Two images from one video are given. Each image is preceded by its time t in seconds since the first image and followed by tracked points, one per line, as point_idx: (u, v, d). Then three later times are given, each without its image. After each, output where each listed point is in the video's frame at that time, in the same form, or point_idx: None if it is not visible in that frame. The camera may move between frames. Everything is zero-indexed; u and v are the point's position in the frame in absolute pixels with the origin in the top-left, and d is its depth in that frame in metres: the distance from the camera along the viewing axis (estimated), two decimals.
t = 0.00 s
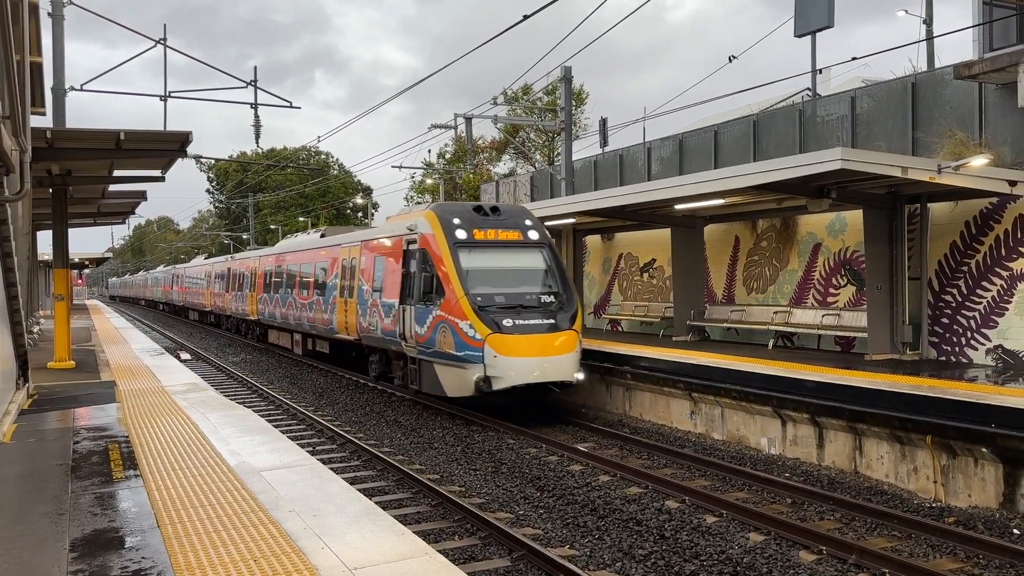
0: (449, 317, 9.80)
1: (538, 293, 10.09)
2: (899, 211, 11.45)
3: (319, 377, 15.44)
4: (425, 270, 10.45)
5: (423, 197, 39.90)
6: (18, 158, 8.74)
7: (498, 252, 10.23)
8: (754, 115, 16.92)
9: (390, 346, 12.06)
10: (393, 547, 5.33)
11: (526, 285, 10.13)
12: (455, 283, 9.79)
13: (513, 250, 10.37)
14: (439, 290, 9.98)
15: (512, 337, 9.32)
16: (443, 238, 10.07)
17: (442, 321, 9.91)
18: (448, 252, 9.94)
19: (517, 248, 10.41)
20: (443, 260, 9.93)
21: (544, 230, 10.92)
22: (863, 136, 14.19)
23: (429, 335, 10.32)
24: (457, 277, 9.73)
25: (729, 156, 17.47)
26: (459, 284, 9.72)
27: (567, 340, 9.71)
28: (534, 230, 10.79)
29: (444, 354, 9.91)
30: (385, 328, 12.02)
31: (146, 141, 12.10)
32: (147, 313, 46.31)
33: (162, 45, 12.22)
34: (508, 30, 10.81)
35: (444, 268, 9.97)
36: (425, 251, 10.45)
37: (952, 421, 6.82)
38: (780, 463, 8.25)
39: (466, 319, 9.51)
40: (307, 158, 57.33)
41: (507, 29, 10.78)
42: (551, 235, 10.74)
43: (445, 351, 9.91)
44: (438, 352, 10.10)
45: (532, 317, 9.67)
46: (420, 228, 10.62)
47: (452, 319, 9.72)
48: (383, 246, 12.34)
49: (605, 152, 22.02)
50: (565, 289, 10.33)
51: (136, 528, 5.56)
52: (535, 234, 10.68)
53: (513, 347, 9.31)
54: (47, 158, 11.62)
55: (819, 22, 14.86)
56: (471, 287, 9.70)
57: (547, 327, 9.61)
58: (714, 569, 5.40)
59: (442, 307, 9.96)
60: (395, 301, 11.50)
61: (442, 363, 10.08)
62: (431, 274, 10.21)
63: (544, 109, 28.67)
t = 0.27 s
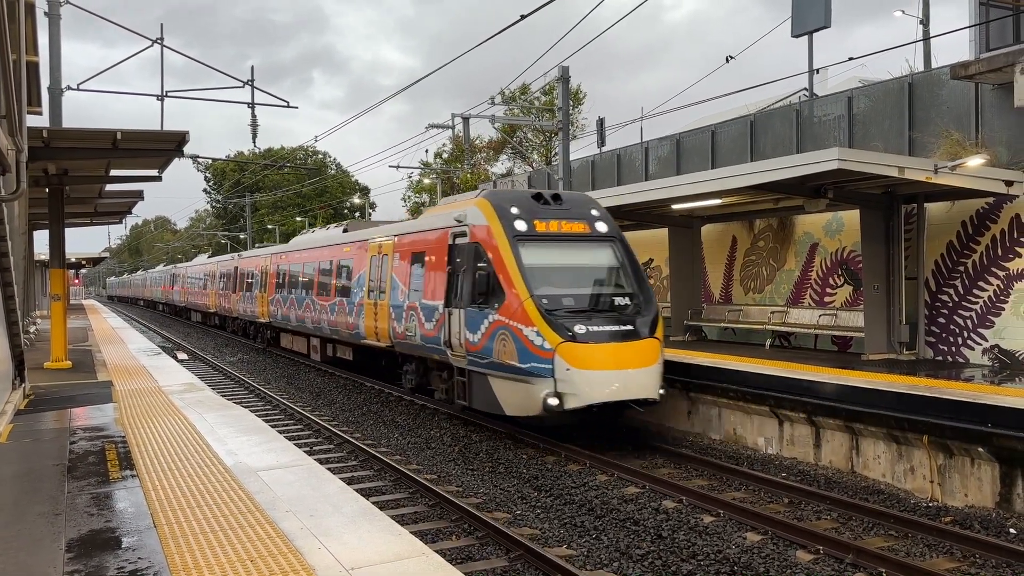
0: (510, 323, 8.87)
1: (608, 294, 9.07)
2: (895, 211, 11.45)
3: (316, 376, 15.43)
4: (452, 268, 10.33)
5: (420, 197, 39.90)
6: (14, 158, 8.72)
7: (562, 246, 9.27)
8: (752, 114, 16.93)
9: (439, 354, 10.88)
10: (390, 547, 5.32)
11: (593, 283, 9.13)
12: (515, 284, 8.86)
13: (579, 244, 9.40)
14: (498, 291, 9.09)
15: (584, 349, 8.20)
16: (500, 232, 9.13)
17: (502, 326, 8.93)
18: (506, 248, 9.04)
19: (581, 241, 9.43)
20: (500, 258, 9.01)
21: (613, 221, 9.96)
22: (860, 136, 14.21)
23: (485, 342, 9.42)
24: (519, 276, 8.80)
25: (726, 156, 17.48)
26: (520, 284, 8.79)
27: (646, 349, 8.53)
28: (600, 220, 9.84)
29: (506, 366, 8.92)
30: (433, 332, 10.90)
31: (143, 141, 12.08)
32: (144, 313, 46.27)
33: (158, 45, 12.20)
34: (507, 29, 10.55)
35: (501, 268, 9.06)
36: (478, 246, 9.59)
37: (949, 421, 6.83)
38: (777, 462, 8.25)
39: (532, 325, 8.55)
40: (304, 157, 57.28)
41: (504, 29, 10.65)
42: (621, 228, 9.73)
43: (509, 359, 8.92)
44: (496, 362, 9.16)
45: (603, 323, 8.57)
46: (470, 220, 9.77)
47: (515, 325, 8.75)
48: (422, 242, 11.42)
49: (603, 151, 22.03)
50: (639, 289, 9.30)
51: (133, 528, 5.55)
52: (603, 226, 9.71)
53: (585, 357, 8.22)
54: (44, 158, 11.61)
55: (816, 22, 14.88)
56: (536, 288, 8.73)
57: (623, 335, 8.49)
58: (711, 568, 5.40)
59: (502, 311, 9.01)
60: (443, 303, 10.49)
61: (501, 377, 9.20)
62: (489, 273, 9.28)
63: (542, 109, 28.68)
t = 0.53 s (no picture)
0: (596, 331, 7.19)
1: (714, 297, 7.33)
2: (892, 211, 11.39)
3: (313, 376, 15.43)
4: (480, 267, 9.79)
5: (417, 197, 39.88)
6: (10, 158, 8.69)
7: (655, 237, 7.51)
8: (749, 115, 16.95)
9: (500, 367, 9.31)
10: (386, 547, 5.31)
11: (694, 284, 7.36)
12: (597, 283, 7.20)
13: (674, 236, 7.61)
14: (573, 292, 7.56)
15: (695, 365, 6.52)
16: (575, 220, 7.53)
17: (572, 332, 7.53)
18: (586, 239, 7.37)
19: (678, 234, 7.64)
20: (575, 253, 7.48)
21: (705, 208, 8.10)
22: (857, 137, 14.23)
23: (563, 355, 7.61)
24: (604, 271, 7.14)
25: (723, 156, 17.50)
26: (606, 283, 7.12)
27: (765, 364, 6.82)
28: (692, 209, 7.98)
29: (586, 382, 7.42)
30: (490, 341, 9.30)
31: (139, 141, 12.06)
32: (140, 314, 46.21)
33: (155, 44, 12.18)
34: (502, 29, 10.25)
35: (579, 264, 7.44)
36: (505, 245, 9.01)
37: (945, 420, 6.84)
38: (774, 462, 8.27)
39: (627, 335, 6.84)
40: (301, 158, 57.24)
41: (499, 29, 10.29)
42: (717, 217, 7.94)
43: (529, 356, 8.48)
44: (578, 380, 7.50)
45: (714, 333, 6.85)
46: (528, 210, 8.35)
47: (601, 333, 7.13)
48: (468, 242, 10.07)
49: (600, 152, 22.06)
50: (747, 290, 7.51)
51: (129, 529, 5.54)
52: (696, 214, 7.86)
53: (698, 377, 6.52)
54: (39, 158, 11.58)
55: (813, 23, 14.89)
56: (629, 288, 7.03)
57: (738, 349, 6.77)
58: (708, 568, 5.40)
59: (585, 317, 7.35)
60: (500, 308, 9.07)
61: (585, 398, 7.46)
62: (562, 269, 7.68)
63: (539, 109, 28.68)
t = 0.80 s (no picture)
0: (752, 339, 5.43)
1: (867, 299, 5.79)
2: (887, 211, 11.43)
3: (309, 377, 15.43)
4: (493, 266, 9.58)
5: (414, 197, 39.86)
6: (5, 158, 8.67)
7: (795, 230, 5.93)
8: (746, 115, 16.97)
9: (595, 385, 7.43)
10: (382, 547, 5.31)
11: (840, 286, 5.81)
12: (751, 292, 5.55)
13: (812, 227, 6.00)
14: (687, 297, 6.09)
15: (871, 389, 4.94)
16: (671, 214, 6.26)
17: (698, 345, 5.93)
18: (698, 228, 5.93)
19: (816, 224, 6.02)
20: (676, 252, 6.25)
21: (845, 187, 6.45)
22: (853, 137, 14.25)
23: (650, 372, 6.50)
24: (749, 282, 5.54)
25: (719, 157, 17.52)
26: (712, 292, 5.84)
27: (946, 386, 5.16)
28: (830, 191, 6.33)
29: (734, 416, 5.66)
30: (570, 353, 7.76)
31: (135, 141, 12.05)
32: (137, 313, 46.15)
33: (151, 44, 12.15)
34: (501, 29, 10.34)
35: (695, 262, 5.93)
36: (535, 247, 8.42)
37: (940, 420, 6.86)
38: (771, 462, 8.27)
39: (779, 351, 5.24)
40: (298, 157, 57.19)
41: (498, 29, 10.41)
42: (862, 201, 6.27)
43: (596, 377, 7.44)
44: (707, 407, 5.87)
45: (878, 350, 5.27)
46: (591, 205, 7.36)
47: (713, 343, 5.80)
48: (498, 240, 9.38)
49: (597, 152, 22.08)
50: (908, 294, 5.91)
51: (124, 529, 5.52)
52: (835, 195, 6.20)
53: (871, 407, 4.92)
54: (35, 157, 11.56)
55: (810, 23, 14.91)
56: (775, 292, 5.48)
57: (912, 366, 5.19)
58: (705, 568, 5.41)
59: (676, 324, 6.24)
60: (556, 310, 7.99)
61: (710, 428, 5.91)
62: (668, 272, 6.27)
63: (537, 109, 28.66)
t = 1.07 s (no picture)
0: (994, 377, 3.74)
1: None
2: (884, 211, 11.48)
3: (306, 377, 15.44)
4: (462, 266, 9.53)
5: (412, 197, 39.90)
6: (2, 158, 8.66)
7: None
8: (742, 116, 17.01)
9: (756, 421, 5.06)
10: (379, 547, 5.32)
11: None
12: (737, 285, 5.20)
13: None
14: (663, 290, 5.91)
15: None
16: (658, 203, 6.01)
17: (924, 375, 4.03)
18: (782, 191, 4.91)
19: None
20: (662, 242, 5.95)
21: None
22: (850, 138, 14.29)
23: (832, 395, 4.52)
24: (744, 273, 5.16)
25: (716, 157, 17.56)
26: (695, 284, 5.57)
27: None
28: None
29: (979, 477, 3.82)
30: (696, 375, 5.54)
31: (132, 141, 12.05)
32: (134, 313, 46.15)
33: (148, 44, 12.12)
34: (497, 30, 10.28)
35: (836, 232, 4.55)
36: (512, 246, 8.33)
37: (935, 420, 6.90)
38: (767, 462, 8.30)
39: None
40: (295, 157, 57.21)
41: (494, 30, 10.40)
42: None
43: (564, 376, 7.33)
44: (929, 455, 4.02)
45: None
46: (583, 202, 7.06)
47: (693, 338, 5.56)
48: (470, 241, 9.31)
49: (594, 152, 22.12)
50: None
51: (121, 530, 5.51)
52: None
53: None
54: (32, 157, 11.55)
55: (806, 24, 14.95)
56: None
57: None
58: (702, 568, 5.42)
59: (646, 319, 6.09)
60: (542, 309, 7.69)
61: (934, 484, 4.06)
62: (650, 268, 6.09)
63: (534, 109, 28.69)
